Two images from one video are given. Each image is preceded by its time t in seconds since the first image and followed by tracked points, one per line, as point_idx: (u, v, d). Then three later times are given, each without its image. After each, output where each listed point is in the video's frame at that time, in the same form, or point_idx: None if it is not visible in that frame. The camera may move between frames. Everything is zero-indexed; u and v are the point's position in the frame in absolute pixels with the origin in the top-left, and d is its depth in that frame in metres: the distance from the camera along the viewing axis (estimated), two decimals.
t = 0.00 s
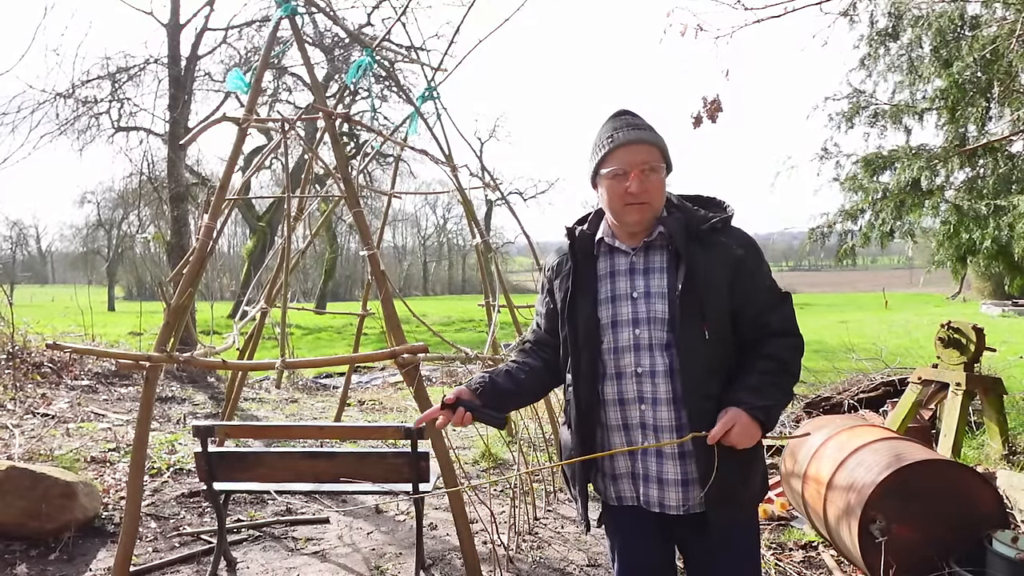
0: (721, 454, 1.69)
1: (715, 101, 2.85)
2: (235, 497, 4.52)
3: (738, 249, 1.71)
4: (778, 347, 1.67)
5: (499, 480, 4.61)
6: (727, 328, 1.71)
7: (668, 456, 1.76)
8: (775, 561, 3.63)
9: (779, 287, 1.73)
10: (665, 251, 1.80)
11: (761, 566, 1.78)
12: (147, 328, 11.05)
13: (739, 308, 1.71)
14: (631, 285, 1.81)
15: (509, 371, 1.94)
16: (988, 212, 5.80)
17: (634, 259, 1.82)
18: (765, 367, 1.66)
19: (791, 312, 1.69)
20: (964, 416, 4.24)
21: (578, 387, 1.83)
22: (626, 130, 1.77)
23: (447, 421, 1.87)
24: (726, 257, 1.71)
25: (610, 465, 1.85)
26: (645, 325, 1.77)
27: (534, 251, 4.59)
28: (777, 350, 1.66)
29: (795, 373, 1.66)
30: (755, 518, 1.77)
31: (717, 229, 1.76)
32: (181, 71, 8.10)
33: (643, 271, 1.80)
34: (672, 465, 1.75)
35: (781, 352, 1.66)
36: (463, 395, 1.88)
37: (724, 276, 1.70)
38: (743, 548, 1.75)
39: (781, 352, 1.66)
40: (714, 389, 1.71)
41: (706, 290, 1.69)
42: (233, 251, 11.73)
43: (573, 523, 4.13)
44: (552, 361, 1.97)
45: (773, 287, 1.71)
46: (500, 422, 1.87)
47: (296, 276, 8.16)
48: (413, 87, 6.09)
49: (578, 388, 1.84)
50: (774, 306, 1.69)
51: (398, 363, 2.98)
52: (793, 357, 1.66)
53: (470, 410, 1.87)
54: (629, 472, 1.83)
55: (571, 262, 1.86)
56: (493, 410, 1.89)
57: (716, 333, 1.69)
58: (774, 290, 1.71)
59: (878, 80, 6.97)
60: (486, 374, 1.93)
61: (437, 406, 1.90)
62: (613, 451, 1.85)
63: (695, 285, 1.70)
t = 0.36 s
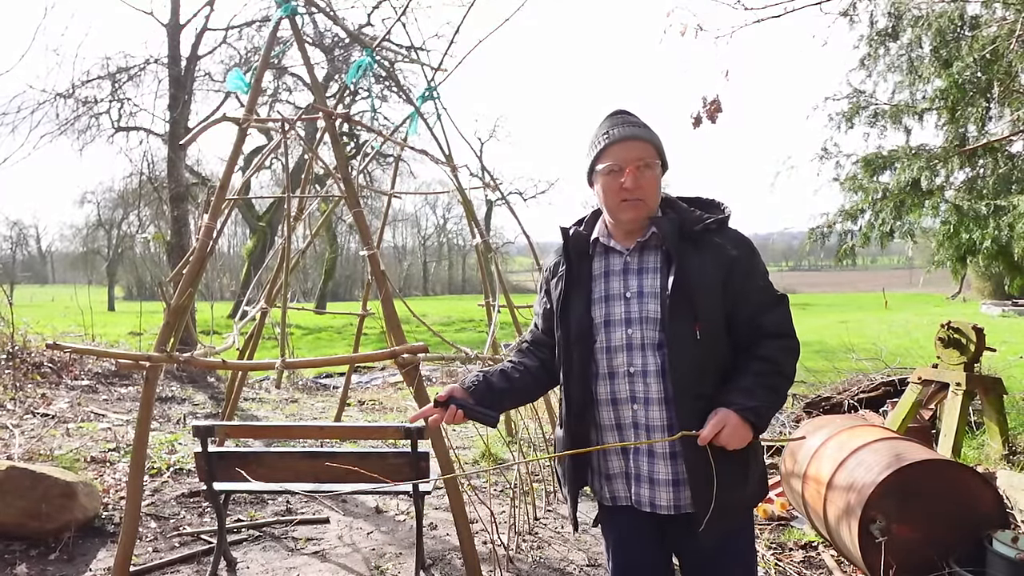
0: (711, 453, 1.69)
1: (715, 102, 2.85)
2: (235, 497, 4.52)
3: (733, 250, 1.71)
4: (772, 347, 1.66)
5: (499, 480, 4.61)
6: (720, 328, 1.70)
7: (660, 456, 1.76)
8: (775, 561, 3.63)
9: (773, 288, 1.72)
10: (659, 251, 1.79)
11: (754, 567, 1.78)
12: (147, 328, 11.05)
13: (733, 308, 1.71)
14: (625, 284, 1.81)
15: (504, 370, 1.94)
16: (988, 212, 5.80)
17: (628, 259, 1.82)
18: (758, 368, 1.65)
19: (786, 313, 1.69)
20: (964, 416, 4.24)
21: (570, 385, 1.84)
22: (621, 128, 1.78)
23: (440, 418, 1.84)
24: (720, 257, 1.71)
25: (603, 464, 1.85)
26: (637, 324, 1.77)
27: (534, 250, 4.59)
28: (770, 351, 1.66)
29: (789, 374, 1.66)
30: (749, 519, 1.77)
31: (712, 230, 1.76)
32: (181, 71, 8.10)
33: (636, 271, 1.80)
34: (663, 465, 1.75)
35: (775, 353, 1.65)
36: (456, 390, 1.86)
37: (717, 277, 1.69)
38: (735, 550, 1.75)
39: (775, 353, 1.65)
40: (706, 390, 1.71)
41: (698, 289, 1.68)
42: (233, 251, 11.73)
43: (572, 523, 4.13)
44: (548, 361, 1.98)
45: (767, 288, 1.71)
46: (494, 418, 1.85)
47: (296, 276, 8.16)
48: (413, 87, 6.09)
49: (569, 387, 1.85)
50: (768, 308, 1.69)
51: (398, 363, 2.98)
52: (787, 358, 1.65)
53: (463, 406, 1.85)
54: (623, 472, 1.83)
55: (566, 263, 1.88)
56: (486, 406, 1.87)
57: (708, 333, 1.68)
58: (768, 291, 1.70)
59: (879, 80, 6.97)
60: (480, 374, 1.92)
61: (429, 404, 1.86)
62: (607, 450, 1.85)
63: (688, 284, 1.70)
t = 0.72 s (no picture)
0: (706, 450, 1.68)
1: (716, 102, 2.85)
2: (235, 497, 4.52)
3: (728, 248, 1.70)
4: (767, 346, 1.65)
5: (499, 480, 4.61)
6: (715, 326, 1.68)
7: (654, 456, 1.76)
8: (775, 561, 3.63)
9: (770, 287, 1.71)
10: (654, 251, 1.80)
11: (751, 567, 1.78)
12: (147, 328, 11.04)
13: (729, 308, 1.70)
14: (620, 284, 1.81)
15: (505, 372, 1.94)
16: (988, 212, 5.80)
17: (624, 259, 1.83)
18: (753, 367, 1.64)
19: (782, 313, 1.68)
20: (964, 416, 4.24)
21: (566, 385, 1.86)
22: (611, 128, 1.79)
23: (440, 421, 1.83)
24: (715, 256, 1.70)
25: (601, 464, 1.87)
26: (632, 323, 1.77)
27: (534, 251, 4.59)
28: (766, 350, 1.64)
29: (785, 373, 1.64)
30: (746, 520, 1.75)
31: (706, 229, 1.75)
32: (181, 71, 8.10)
33: (632, 271, 1.80)
34: (658, 464, 1.76)
35: (771, 351, 1.63)
36: (456, 394, 1.86)
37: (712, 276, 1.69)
38: (731, 552, 1.74)
39: (770, 352, 1.64)
40: (702, 389, 1.70)
41: (693, 287, 1.68)
42: (234, 251, 11.73)
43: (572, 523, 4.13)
44: (548, 363, 1.99)
45: (764, 286, 1.70)
46: (495, 420, 1.85)
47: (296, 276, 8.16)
48: (413, 87, 6.10)
49: (567, 387, 1.86)
50: (764, 306, 1.68)
51: (398, 363, 2.98)
52: (783, 357, 1.64)
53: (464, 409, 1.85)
54: (620, 472, 1.84)
55: (562, 264, 1.89)
56: (487, 409, 1.87)
57: (702, 332, 1.67)
58: (764, 290, 1.69)
59: (879, 80, 6.96)
60: (481, 376, 1.93)
61: (430, 408, 1.87)
62: (604, 450, 1.86)
63: (682, 283, 1.70)
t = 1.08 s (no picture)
0: (704, 458, 1.66)
1: (716, 102, 2.85)
2: (235, 497, 4.52)
3: (733, 251, 1.68)
4: (770, 352, 1.62)
5: (499, 480, 4.61)
6: (716, 331, 1.66)
7: (648, 461, 1.76)
8: (775, 561, 3.63)
9: (776, 292, 1.69)
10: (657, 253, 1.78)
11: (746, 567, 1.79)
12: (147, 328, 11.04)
13: (732, 312, 1.68)
14: (622, 286, 1.80)
15: (512, 374, 1.94)
16: (988, 212, 5.80)
17: (627, 261, 1.82)
18: (755, 374, 1.61)
19: (787, 318, 1.65)
20: (964, 416, 4.24)
21: (566, 386, 1.86)
22: (612, 128, 1.78)
23: (446, 426, 1.83)
24: (719, 259, 1.68)
25: (599, 466, 1.88)
26: (632, 326, 1.77)
27: (535, 251, 4.59)
28: (768, 356, 1.62)
29: (787, 381, 1.62)
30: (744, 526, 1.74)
31: (712, 231, 1.73)
32: (181, 71, 8.10)
33: (634, 273, 1.80)
34: (651, 469, 1.75)
35: (772, 358, 1.61)
36: (461, 399, 1.85)
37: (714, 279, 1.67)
38: (730, 555, 1.75)
39: (772, 358, 1.61)
40: (702, 393, 1.68)
41: (693, 291, 1.66)
42: (233, 251, 11.72)
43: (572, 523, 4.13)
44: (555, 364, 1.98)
45: (767, 291, 1.67)
46: (500, 423, 1.85)
47: (296, 276, 8.16)
48: (414, 87, 6.09)
49: (566, 388, 1.86)
50: (768, 311, 1.65)
51: (398, 362, 2.97)
52: (785, 364, 1.61)
53: (469, 413, 1.84)
54: (617, 474, 1.85)
55: (562, 264, 1.89)
56: (492, 412, 1.87)
57: (702, 336, 1.65)
58: (768, 295, 1.67)
59: (879, 80, 6.96)
60: (488, 379, 1.93)
61: (436, 414, 1.86)
62: (602, 452, 1.87)
63: (683, 286, 1.69)
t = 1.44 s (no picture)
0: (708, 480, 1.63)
1: (715, 102, 2.84)
2: (235, 497, 4.52)
3: (756, 260, 1.59)
4: (789, 371, 1.54)
5: (499, 480, 4.61)
6: (731, 344, 1.60)
7: (652, 475, 1.76)
8: (775, 561, 3.63)
9: (806, 305, 1.58)
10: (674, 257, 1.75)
11: None
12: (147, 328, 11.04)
13: (752, 324, 1.60)
14: (636, 289, 1.79)
15: (528, 372, 1.95)
16: (988, 212, 5.81)
17: (643, 263, 1.81)
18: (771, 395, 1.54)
19: (814, 335, 1.55)
20: (964, 416, 4.24)
21: (572, 389, 1.86)
22: (633, 125, 1.75)
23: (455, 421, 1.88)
24: (740, 268, 1.60)
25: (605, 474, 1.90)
26: (643, 333, 1.75)
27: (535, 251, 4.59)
28: (785, 375, 1.54)
29: (806, 405, 1.53)
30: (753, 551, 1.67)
31: (735, 236, 1.65)
32: (181, 71, 8.10)
33: (649, 277, 1.78)
34: (655, 485, 1.76)
35: (789, 378, 1.53)
36: (472, 394, 1.89)
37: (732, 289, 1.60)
38: None
39: (790, 378, 1.54)
40: (714, 407, 1.64)
41: (706, 301, 1.61)
42: (234, 251, 11.73)
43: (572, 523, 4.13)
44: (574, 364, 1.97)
45: (796, 305, 1.57)
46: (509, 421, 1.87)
47: (296, 276, 8.16)
48: (414, 87, 6.09)
49: (574, 388, 1.86)
50: (795, 326, 1.55)
51: (398, 363, 2.97)
52: (803, 387, 1.53)
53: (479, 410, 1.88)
54: (622, 483, 1.87)
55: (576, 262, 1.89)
56: (502, 409, 1.89)
57: (714, 350, 1.60)
58: (796, 309, 1.57)
59: (879, 80, 6.96)
60: (504, 376, 1.95)
61: (448, 407, 1.91)
62: (608, 459, 1.89)
63: (698, 296, 1.63)
